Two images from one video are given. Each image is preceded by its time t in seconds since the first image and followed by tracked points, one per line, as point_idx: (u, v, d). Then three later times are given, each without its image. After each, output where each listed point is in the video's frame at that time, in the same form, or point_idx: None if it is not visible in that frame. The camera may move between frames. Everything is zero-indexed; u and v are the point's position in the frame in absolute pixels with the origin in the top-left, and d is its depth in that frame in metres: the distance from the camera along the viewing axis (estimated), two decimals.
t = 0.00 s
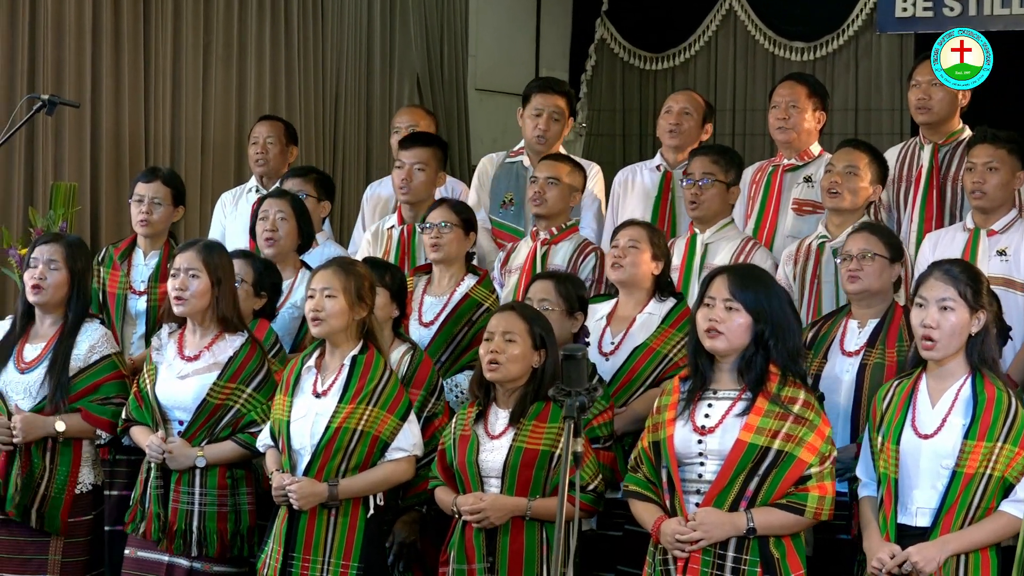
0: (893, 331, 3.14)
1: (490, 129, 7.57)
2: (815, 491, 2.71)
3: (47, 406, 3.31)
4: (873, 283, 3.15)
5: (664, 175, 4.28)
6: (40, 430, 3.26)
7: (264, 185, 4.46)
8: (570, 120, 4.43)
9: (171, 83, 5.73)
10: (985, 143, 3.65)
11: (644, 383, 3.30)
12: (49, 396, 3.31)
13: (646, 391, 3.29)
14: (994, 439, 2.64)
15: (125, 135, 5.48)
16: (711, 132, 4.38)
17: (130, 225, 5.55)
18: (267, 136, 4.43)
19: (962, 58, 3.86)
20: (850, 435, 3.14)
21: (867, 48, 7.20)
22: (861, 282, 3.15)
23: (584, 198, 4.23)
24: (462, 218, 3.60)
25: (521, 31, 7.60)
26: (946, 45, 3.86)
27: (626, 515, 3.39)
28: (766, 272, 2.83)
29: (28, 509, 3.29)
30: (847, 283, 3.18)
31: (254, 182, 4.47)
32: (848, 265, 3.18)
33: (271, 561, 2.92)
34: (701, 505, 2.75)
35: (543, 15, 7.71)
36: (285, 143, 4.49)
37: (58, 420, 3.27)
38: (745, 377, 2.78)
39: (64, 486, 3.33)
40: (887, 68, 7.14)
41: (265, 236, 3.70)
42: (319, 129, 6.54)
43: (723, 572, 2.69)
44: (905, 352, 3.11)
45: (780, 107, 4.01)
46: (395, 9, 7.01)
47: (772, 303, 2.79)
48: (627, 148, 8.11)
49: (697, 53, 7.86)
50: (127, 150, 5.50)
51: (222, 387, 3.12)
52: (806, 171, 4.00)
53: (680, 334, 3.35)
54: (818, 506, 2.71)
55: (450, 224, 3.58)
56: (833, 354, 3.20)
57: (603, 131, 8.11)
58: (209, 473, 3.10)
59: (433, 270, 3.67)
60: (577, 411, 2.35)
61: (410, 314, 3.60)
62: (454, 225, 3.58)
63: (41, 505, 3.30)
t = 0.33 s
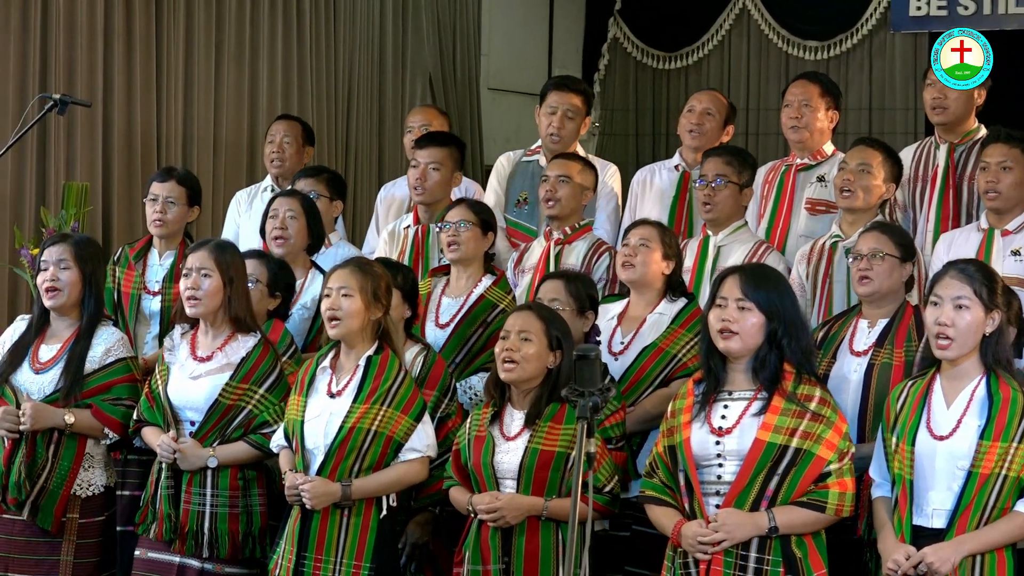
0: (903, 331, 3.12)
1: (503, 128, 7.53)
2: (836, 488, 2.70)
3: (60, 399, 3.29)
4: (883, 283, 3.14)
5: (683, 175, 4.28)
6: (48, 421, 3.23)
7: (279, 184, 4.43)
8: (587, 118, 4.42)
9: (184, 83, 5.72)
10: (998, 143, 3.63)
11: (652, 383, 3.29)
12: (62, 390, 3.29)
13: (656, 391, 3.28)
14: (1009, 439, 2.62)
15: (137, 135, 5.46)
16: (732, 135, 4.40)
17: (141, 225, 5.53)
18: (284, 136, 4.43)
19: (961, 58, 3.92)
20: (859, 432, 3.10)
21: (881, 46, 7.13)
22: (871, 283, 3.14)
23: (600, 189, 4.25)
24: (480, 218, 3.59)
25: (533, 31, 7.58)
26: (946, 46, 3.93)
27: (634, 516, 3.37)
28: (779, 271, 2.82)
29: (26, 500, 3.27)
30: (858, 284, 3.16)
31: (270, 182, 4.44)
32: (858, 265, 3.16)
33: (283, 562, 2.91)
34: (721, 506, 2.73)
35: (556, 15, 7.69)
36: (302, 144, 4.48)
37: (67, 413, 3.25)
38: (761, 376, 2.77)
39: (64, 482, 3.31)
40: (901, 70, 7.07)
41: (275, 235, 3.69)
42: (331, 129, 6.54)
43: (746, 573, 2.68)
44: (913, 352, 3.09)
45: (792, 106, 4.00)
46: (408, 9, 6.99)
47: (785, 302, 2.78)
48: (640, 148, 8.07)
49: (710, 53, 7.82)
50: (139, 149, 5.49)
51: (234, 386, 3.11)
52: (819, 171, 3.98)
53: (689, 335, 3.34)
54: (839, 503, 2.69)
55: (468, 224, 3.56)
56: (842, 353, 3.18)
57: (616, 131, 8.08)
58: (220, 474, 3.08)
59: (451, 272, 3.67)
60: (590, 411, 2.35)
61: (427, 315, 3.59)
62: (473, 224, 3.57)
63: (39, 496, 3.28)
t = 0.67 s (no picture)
0: (921, 332, 2.99)
1: (518, 124, 7.45)
2: (865, 494, 2.58)
3: (65, 408, 3.20)
4: (902, 283, 3.03)
5: (702, 172, 4.18)
6: (55, 430, 3.14)
7: (287, 181, 4.38)
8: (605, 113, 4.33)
9: (190, 76, 5.64)
10: None
11: (667, 386, 3.18)
12: (67, 397, 3.20)
13: (670, 395, 3.17)
14: None
15: (142, 130, 5.39)
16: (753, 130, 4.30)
17: (146, 224, 5.46)
18: (292, 131, 4.35)
19: (962, 57, 3.89)
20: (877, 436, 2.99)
21: (907, 39, 6.85)
22: (891, 283, 3.03)
23: (618, 186, 4.14)
24: (497, 215, 3.49)
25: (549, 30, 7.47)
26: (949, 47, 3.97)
27: (648, 522, 3.29)
28: (806, 271, 2.71)
29: (38, 514, 3.17)
30: (876, 284, 3.06)
31: (277, 179, 4.38)
32: (876, 264, 3.06)
33: (292, 569, 2.81)
34: (746, 513, 2.62)
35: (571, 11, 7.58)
36: (310, 139, 4.41)
37: (75, 421, 3.17)
38: (787, 379, 2.66)
39: (75, 492, 3.22)
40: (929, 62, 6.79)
41: (281, 236, 3.63)
42: (341, 125, 6.45)
43: None
44: (932, 355, 2.96)
45: (817, 100, 3.90)
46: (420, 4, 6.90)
47: (810, 301, 2.67)
48: (658, 146, 7.76)
49: (730, 47, 7.51)
50: (144, 145, 5.42)
51: (236, 388, 3.02)
52: (846, 167, 3.87)
53: (706, 335, 3.23)
54: (868, 509, 2.58)
55: (484, 221, 3.46)
56: (859, 355, 3.08)
57: (634, 127, 7.79)
58: (220, 478, 2.99)
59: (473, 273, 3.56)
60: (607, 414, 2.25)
61: (444, 316, 3.49)
62: (489, 222, 3.46)
63: (51, 509, 3.18)
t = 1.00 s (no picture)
0: (947, 334, 2.86)
1: (536, 119, 7.32)
2: (893, 505, 2.45)
3: (68, 407, 3.09)
4: (927, 282, 2.90)
5: (725, 169, 4.06)
6: (56, 429, 3.03)
7: (296, 177, 4.30)
8: (622, 113, 4.21)
9: (198, 68, 5.55)
10: None
11: (686, 390, 3.05)
12: (70, 397, 3.09)
13: (690, 398, 3.04)
14: None
15: (147, 124, 5.30)
16: (777, 125, 4.18)
17: (151, 221, 5.36)
18: (301, 126, 4.30)
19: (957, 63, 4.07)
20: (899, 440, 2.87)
21: (939, 29, 6.74)
22: (914, 283, 2.89)
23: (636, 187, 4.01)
24: (519, 214, 3.37)
25: (566, 28, 7.36)
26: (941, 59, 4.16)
27: (669, 530, 3.13)
28: (840, 270, 2.58)
29: (34, 513, 3.07)
30: (899, 284, 2.92)
31: (286, 175, 4.30)
32: (899, 262, 2.93)
33: None
34: (770, 522, 2.50)
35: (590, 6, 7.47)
36: (319, 135, 4.35)
37: (77, 421, 3.05)
38: (817, 382, 2.53)
39: (73, 495, 3.11)
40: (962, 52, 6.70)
41: (291, 230, 3.52)
42: (353, 120, 6.34)
43: None
44: (958, 357, 2.83)
45: (850, 94, 3.80)
46: None
47: (843, 301, 2.55)
48: (681, 140, 7.64)
49: (756, 37, 7.39)
50: (150, 139, 5.32)
51: (237, 390, 2.91)
52: (878, 164, 3.76)
53: (728, 336, 3.09)
54: (896, 521, 2.45)
55: (504, 220, 3.35)
56: (882, 356, 2.93)
57: (656, 121, 7.66)
58: (220, 482, 2.89)
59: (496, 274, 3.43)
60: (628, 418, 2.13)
61: (465, 316, 3.37)
62: (508, 220, 3.35)
63: (47, 509, 3.07)
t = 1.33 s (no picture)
0: (977, 335, 2.73)
1: (553, 114, 7.19)
2: (920, 515, 2.32)
3: (71, 418, 2.99)
4: (955, 283, 2.75)
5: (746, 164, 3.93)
6: (60, 443, 2.93)
7: (307, 174, 4.19)
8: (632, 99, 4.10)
9: (204, 61, 5.45)
10: None
11: (709, 394, 2.92)
12: (73, 407, 2.99)
13: (713, 403, 2.92)
14: None
15: (151, 120, 5.20)
16: (795, 114, 4.05)
17: (156, 219, 5.26)
18: (313, 122, 4.20)
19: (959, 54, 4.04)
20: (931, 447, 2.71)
21: (972, 19, 6.46)
22: (942, 283, 2.75)
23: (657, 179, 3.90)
24: (540, 214, 3.26)
25: (583, 22, 7.23)
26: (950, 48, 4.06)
27: (692, 539, 3.01)
28: (870, 269, 2.45)
29: (45, 532, 2.97)
30: (926, 285, 2.77)
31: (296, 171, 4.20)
32: (927, 263, 2.77)
33: None
34: (793, 529, 2.38)
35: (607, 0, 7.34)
36: (331, 130, 4.25)
37: (81, 434, 2.96)
38: (846, 387, 2.40)
39: (84, 509, 3.01)
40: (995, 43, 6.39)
41: (302, 230, 3.41)
42: (364, 112, 6.23)
43: None
44: (990, 360, 2.70)
45: (880, 86, 3.69)
46: None
47: (874, 305, 2.41)
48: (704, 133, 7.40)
49: (782, 28, 7.15)
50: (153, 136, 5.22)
51: (241, 395, 2.80)
52: (908, 159, 3.65)
53: (751, 338, 2.97)
54: (923, 531, 2.32)
55: (525, 220, 3.24)
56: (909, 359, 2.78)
57: (678, 115, 7.43)
58: (224, 491, 2.79)
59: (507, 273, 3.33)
60: (649, 423, 2.01)
61: (477, 318, 3.25)
62: (530, 222, 3.24)
63: (59, 527, 2.98)
